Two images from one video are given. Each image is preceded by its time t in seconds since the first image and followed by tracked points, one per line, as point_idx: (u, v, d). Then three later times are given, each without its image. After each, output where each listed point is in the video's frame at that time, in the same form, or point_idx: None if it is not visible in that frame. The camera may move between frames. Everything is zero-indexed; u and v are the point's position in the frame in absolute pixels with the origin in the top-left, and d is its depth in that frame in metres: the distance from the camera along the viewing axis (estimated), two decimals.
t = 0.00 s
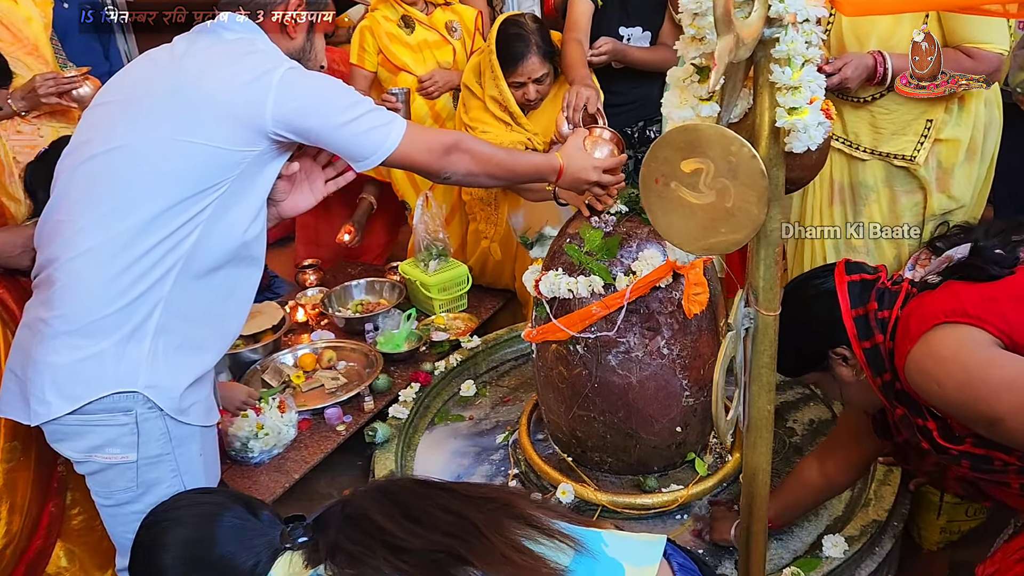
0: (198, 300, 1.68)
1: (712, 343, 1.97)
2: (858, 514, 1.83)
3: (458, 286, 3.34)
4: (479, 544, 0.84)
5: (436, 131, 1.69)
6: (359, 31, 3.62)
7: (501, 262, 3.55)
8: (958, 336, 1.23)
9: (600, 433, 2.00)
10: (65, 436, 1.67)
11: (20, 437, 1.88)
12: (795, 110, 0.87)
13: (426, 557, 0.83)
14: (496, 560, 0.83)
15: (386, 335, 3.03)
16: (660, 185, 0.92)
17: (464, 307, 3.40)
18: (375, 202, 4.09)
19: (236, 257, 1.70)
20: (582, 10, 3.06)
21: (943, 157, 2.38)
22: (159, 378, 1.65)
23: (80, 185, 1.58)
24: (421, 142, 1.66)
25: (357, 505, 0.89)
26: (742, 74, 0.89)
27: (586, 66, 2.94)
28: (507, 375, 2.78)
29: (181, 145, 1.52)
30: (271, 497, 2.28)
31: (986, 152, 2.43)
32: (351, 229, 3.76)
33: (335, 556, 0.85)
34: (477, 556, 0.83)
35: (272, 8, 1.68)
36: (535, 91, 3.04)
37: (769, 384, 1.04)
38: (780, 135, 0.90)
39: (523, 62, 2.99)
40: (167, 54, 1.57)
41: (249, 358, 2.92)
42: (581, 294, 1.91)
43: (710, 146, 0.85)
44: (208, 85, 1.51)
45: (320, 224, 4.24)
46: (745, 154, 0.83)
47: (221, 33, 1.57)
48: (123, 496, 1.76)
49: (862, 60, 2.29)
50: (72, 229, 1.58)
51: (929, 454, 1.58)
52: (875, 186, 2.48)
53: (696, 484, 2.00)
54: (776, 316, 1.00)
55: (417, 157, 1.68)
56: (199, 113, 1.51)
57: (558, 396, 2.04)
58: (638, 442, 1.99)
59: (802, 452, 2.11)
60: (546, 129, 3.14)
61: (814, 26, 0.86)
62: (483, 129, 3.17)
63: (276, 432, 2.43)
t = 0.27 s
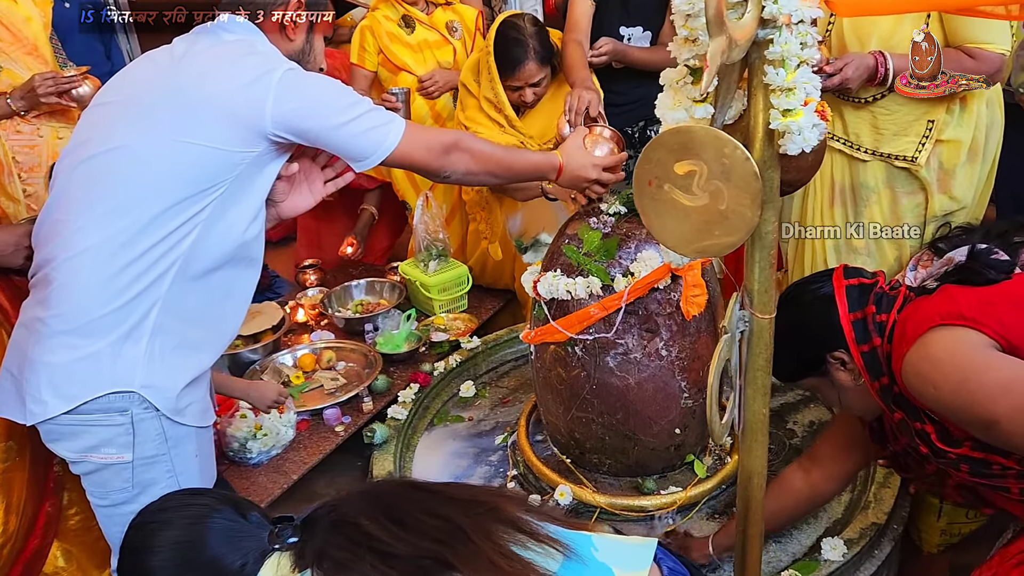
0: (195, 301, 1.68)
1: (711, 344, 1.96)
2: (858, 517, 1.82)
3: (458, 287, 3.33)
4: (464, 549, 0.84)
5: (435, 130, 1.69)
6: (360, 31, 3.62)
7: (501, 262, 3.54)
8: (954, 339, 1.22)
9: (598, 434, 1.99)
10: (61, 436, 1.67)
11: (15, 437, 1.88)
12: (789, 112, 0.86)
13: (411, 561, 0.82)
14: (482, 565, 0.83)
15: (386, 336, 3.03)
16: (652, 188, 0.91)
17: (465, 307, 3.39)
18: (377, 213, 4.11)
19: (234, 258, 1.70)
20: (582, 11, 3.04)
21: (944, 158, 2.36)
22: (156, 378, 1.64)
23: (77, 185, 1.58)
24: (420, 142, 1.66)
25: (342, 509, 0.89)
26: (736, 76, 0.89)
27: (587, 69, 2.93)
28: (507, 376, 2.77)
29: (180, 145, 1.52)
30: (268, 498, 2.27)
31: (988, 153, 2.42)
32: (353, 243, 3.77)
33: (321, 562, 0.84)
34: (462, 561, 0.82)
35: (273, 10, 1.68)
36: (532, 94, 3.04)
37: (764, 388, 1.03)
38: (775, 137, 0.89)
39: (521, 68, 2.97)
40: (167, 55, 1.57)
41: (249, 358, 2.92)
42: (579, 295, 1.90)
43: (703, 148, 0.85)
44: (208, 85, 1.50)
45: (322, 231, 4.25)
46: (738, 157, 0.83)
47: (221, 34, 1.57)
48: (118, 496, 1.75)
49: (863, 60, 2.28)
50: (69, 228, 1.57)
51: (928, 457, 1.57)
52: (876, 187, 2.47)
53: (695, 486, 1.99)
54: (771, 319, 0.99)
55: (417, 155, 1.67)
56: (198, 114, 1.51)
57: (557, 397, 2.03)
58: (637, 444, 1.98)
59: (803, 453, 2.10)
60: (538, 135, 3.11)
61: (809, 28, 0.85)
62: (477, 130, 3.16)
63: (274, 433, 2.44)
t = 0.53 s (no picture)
0: (196, 301, 1.67)
1: (712, 345, 1.95)
2: (858, 519, 1.82)
3: (461, 287, 3.33)
4: (454, 554, 0.83)
5: (436, 129, 1.68)
6: (363, 30, 3.64)
7: (503, 262, 3.53)
8: (953, 339, 1.22)
9: (598, 435, 1.99)
10: (61, 433, 1.67)
11: (14, 434, 1.89)
12: (785, 113, 0.86)
13: (400, 565, 0.82)
14: (471, 569, 0.82)
15: (387, 336, 3.03)
16: (648, 190, 0.90)
17: (467, 306, 3.39)
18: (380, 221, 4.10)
19: (235, 258, 1.70)
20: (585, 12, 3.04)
21: (947, 158, 2.35)
22: (156, 376, 1.64)
23: (79, 184, 1.57)
24: (422, 141, 1.65)
25: (332, 511, 0.88)
26: (732, 77, 0.89)
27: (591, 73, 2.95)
28: (508, 376, 2.77)
29: (182, 145, 1.52)
30: (269, 498, 2.27)
31: (990, 153, 2.41)
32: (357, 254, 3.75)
33: (310, 567, 0.84)
34: (451, 565, 0.82)
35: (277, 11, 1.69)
36: (528, 96, 3.07)
37: (761, 390, 1.03)
38: (770, 139, 0.89)
39: (518, 72, 2.98)
40: (170, 56, 1.57)
41: (250, 358, 2.92)
42: (579, 296, 1.90)
43: (698, 150, 0.84)
44: (211, 86, 1.50)
45: (326, 232, 4.26)
46: (732, 159, 0.82)
47: (224, 36, 1.57)
48: (117, 495, 1.76)
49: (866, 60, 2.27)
50: (70, 227, 1.57)
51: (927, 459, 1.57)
52: (879, 188, 2.46)
53: (695, 488, 1.98)
54: (768, 321, 0.99)
55: (419, 153, 1.66)
56: (200, 114, 1.50)
57: (557, 397, 2.03)
58: (637, 445, 1.98)
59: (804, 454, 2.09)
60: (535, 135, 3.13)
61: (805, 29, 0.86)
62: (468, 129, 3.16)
63: (274, 433, 2.45)
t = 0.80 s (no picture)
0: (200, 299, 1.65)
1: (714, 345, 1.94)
2: (861, 520, 1.81)
3: (464, 287, 3.32)
4: (447, 557, 0.83)
5: (439, 128, 1.67)
6: (366, 30, 3.64)
7: (505, 262, 3.52)
8: (955, 339, 1.21)
9: (600, 435, 1.99)
10: (62, 432, 1.64)
11: (15, 433, 1.90)
12: (783, 114, 0.86)
13: (393, 568, 0.82)
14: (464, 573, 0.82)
15: (390, 336, 3.03)
16: (646, 191, 0.90)
17: (470, 306, 3.39)
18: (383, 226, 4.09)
19: (239, 257, 1.67)
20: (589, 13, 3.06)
21: (951, 159, 2.34)
22: (158, 373, 1.61)
23: (83, 182, 1.55)
24: (425, 140, 1.64)
25: (326, 515, 0.89)
26: (730, 78, 0.89)
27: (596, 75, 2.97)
28: (511, 376, 2.76)
29: (186, 143, 1.50)
30: (271, 497, 2.28)
31: (995, 153, 2.40)
32: (362, 259, 3.73)
33: (305, 569, 0.84)
34: (444, 568, 0.82)
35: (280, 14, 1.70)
36: (526, 96, 3.02)
37: (760, 391, 1.02)
38: (769, 140, 0.89)
39: (515, 72, 2.93)
40: (175, 56, 1.56)
41: (253, 357, 2.92)
42: (580, 296, 1.90)
43: (696, 150, 0.84)
44: (216, 86, 1.48)
45: (329, 234, 4.26)
46: (730, 159, 0.82)
47: (229, 37, 1.56)
48: (119, 493, 1.72)
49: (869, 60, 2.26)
50: (73, 225, 1.55)
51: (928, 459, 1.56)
52: (882, 189, 2.45)
53: (697, 489, 1.97)
54: (767, 322, 0.99)
55: (422, 153, 1.66)
56: (205, 112, 1.49)
57: (559, 398, 2.03)
58: (639, 445, 1.97)
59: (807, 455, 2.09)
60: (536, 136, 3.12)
61: (803, 29, 0.86)
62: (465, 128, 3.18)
63: (276, 432, 2.45)
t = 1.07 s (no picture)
0: (206, 297, 1.65)
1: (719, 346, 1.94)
2: (866, 521, 1.80)
3: (469, 286, 3.33)
4: (446, 559, 0.83)
5: (445, 126, 1.66)
6: (373, 29, 3.64)
7: (511, 261, 3.49)
8: (963, 338, 1.20)
9: (605, 435, 1.98)
10: (68, 428, 1.64)
11: (22, 429, 1.91)
12: (785, 114, 0.85)
13: (391, 569, 0.82)
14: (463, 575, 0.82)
15: (395, 335, 3.03)
16: (647, 191, 0.90)
17: (475, 305, 3.39)
18: (390, 229, 4.09)
19: (245, 255, 1.67)
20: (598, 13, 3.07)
21: (959, 158, 2.33)
22: (165, 370, 1.61)
23: (91, 180, 1.56)
24: (432, 139, 1.63)
25: (326, 516, 0.89)
26: (733, 77, 0.88)
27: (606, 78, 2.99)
28: (516, 375, 2.76)
29: (194, 141, 1.49)
30: (276, 495, 2.28)
31: (1002, 153, 2.38)
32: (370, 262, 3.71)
33: (305, 570, 0.85)
34: (443, 569, 0.82)
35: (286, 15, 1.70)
36: (524, 95, 3.02)
37: (762, 392, 1.02)
38: (771, 139, 0.89)
39: (511, 72, 2.93)
40: (184, 57, 1.56)
41: (259, 356, 2.93)
42: (585, 296, 1.90)
43: (697, 150, 0.84)
44: (225, 86, 1.49)
45: (336, 235, 4.26)
46: (731, 160, 0.82)
47: (237, 37, 1.56)
48: (123, 490, 1.72)
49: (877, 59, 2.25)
50: (81, 222, 1.55)
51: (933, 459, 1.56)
52: (889, 188, 2.44)
53: (701, 489, 1.97)
54: (769, 323, 0.98)
55: (431, 152, 1.65)
56: (213, 110, 1.49)
57: (563, 397, 2.02)
58: (644, 445, 1.97)
59: (812, 456, 2.08)
60: (545, 132, 3.15)
61: (806, 28, 0.85)
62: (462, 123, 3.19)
63: (282, 431, 2.48)
